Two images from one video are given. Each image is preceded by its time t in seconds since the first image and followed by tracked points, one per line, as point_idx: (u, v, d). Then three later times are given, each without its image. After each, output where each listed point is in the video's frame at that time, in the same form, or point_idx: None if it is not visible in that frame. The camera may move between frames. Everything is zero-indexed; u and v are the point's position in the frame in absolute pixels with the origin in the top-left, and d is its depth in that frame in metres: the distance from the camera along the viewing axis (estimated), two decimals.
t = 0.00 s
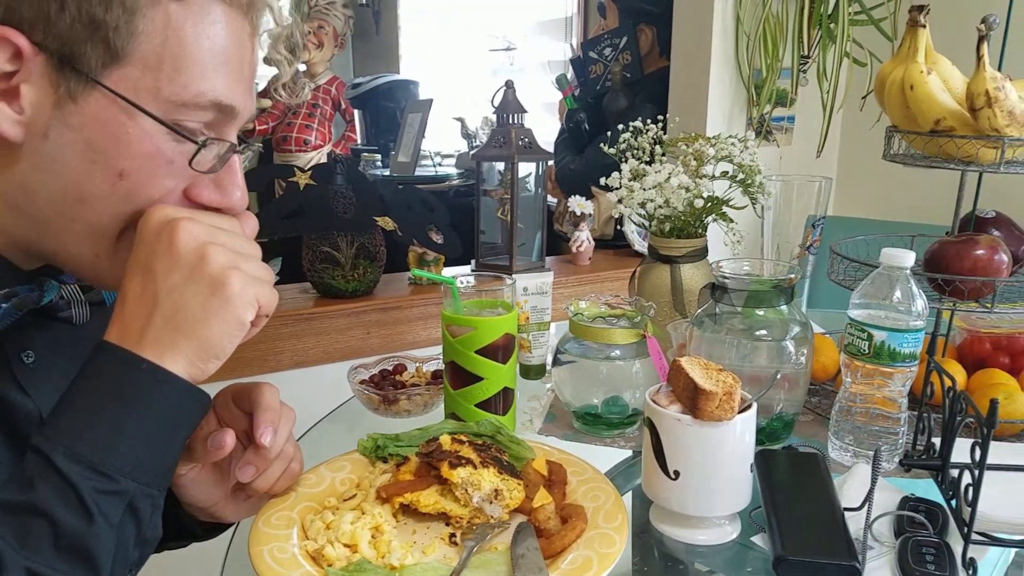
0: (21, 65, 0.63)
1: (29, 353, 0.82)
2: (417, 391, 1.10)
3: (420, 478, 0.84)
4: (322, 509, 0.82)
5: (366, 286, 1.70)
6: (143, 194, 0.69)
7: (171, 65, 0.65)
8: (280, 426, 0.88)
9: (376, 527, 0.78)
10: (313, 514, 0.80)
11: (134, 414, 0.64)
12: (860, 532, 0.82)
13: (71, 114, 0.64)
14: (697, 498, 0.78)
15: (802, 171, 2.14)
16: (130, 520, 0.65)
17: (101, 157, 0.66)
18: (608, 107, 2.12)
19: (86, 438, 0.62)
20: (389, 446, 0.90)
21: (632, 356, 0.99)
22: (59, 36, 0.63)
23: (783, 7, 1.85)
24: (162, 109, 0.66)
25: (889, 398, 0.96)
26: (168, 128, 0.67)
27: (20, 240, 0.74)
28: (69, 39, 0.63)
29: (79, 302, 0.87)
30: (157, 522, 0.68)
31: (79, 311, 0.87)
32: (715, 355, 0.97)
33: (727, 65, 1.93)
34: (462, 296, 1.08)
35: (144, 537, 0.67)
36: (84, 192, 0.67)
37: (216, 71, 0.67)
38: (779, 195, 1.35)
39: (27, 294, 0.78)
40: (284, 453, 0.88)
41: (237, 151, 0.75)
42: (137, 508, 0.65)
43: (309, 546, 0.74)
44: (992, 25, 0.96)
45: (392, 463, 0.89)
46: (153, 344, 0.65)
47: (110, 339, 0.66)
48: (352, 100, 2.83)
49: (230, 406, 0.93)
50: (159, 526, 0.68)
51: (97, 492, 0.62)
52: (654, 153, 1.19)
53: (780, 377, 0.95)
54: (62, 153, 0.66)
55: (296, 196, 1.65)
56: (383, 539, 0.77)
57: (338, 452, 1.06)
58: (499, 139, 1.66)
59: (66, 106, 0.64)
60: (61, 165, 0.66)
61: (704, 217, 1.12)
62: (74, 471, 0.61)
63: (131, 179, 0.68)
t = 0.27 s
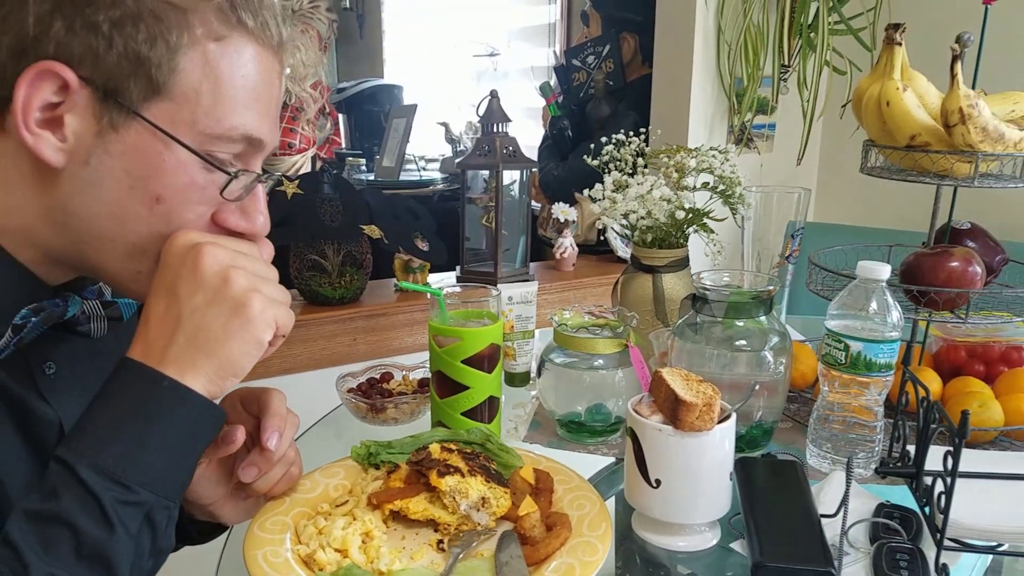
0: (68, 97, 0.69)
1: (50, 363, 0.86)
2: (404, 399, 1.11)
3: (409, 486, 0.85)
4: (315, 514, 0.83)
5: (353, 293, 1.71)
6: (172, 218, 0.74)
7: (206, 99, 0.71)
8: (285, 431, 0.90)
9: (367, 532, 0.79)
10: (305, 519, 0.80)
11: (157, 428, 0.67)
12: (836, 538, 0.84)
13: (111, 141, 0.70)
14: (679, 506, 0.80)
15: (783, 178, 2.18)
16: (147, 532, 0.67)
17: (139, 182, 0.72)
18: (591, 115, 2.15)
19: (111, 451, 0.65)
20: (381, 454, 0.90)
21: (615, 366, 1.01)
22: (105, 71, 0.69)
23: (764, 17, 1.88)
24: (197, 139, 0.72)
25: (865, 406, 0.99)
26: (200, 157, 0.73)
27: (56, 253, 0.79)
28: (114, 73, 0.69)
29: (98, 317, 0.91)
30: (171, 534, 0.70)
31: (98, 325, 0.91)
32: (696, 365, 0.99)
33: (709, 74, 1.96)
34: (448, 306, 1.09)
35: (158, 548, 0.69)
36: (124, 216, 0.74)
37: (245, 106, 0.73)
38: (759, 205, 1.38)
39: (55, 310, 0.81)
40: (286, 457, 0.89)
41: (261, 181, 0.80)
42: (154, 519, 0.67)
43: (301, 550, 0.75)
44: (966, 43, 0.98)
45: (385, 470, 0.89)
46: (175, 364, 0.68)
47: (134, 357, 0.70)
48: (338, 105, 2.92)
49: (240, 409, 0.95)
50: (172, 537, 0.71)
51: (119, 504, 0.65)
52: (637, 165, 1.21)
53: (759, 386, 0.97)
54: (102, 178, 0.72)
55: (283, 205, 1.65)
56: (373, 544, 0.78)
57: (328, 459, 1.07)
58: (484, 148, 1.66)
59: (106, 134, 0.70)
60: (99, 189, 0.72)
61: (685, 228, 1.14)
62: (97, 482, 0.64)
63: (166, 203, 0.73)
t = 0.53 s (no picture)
0: (84, 94, 0.67)
1: (46, 362, 0.84)
2: (388, 400, 1.09)
3: (393, 487, 0.82)
4: (298, 514, 0.81)
5: (339, 292, 1.68)
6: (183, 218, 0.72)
7: (221, 97, 0.69)
8: (278, 431, 0.87)
9: (347, 534, 0.77)
10: (287, 520, 0.78)
11: (166, 427, 0.66)
12: (827, 542, 0.82)
13: (126, 140, 0.68)
14: (666, 509, 0.78)
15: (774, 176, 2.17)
16: (153, 531, 0.66)
17: (153, 182, 0.70)
18: (580, 112, 2.14)
19: (121, 448, 0.64)
20: (368, 454, 0.88)
21: (601, 365, 0.99)
22: (122, 68, 0.67)
23: (754, 14, 1.86)
24: (210, 139, 0.70)
25: (857, 407, 0.97)
26: (215, 156, 0.71)
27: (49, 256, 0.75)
28: (130, 71, 0.67)
29: (94, 316, 0.88)
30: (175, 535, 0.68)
31: (93, 325, 0.88)
32: (684, 364, 0.97)
33: (699, 71, 1.94)
34: (433, 306, 1.07)
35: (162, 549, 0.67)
36: (135, 216, 0.71)
37: (260, 105, 0.71)
38: (748, 203, 1.37)
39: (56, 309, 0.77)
40: (275, 456, 0.85)
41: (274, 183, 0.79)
42: (160, 519, 0.66)
43: (280, 552, 0.73)
44: (958, 37, 0.96)
45: (371, 471, 0.87)
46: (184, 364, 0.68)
47: (144, 356, 0.69)
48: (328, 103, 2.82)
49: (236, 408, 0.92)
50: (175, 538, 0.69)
51: (126, 502, 0.63)
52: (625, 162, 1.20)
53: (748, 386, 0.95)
54: (115, 177, 0.69)
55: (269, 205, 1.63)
56: (353, 546, 0.76)
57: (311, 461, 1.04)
58: (472, 146, 1.64)
59: (123, 132, 0.68)
60: (108, 191, 0.69)
61: (673, 225, 1.13)
62: (107, 481, 0.63)
63: (178, 204, 0.71)
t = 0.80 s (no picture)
0: (95, 83, 0.67)
1: (51, 355, 0.84)
2: (376, 398, 1.08)
3: (380, 491, 0.82)
4: (281, 521, 0.79)
5: (331, 291, 1.67)
6: (191, 208, 0.72)
7: (229, 90, 0.69)
8: (249, 427, 0.87)
9: (335, 539, 0.76)
10: (271, 527, 0.77)
11: (166, 417, 0.65)
12: (816, 542, 0.81)
13: (135, 128, 0.68)
14: (655, 507, 0.77)
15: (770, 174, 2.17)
16: (150, 525, 0.65)
17: (161, 170, 0.70)
18: (575, 111, 2.12)
19: (120, 441, 0.63)
20: (349, 458, 0.87)
21: (592, 363, 0.99)
22: (132, 58, 0.66)
23: (748, 10, 1.86)
24: (217, 130, 0.70)
25: (848, 405, 0.97)
26: (222, 147, 0.71)
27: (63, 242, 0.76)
28: (140, 62, 0.67)
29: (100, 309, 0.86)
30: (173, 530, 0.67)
31: (99, 319, 0.87)
32: (673, 363, 0.96)
33: (693, 69, 1.94)
34: (422, 304, 1.06)
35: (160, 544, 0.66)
36: (144, 203, 0.71)
37: (269, 99, 0.71)
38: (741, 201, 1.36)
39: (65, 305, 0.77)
40: (246, 455, 0.86)
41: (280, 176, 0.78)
42: (158, 513, 0.65)
43: (266, 559, 0.72)
44: (950, 32, 0.95)
45: (353, 474, 0.86)
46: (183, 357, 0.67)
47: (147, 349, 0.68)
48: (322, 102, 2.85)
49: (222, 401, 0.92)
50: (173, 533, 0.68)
51: (124, 494, 0.63)
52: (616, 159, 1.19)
53: (737, 385, 0.95)
54: (124, 165, 0.69)
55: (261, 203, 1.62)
56: (342, 552, 0.75)
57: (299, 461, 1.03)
58: (464, 143, 1.64)
59: (132, 122, 0.68)
60: (121, 181, 0.70)
61: (665, 222, 1.12)
62: (102, 472, 0.62)
63: (186, 192, 0.71)
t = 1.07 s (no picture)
0: (170, 74, 0.74)
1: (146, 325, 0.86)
2: (411, 391, 1.13)
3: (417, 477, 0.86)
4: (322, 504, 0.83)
5: (366, 288, 1.72)
6: (248, 187, 0.78)
7: (283, 79, 0.74)
8: (319, 394, 0.92)
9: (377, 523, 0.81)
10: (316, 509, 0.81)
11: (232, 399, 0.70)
12: (837, 532, 0.84)
13: (202, 113, 0.74)
14: (680, 497, 0.80)
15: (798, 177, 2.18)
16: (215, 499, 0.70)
17: (222, 150, 0.76)
18: (605, 114, 2.15)
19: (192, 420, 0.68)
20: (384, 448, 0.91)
21: (619, 359, 1.02)
22: (200, 50, 0.73)
23: (778, 15, 1.88)
24: (272, 114, 0.75)
25: (871, 404, 0.99)
26: (276, 130, 0.75)
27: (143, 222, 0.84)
28: (206, 53, 0.73)
29: (186, 289, 0.90)
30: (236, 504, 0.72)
31: (184, 297, 0.90)
32: (700, 360, 0.99)
33: (722, 73, 1.96)
34: (456, 301, 1.10)
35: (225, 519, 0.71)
36: (208, 180, 0.77)
37: (324, 90, 0.75)
38: (768, 203, 1.39)
39: (167, 276, 0.84)
40: (314, 422, 0.91)
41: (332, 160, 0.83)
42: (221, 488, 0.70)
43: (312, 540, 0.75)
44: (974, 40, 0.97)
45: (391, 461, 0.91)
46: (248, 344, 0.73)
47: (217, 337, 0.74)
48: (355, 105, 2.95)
49: (289, 376, 0.97)
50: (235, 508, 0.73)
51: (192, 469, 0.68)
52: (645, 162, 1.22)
53: (762, 382, 0.97)
54: (192, 146, 0.76)
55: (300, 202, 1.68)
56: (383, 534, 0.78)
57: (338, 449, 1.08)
58: (496, 147, 1.67)
59: (199, 107, 0.74)
60: (189, 161, 0.76)
61: (693, 224, 1.15)
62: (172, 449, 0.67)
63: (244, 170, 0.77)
